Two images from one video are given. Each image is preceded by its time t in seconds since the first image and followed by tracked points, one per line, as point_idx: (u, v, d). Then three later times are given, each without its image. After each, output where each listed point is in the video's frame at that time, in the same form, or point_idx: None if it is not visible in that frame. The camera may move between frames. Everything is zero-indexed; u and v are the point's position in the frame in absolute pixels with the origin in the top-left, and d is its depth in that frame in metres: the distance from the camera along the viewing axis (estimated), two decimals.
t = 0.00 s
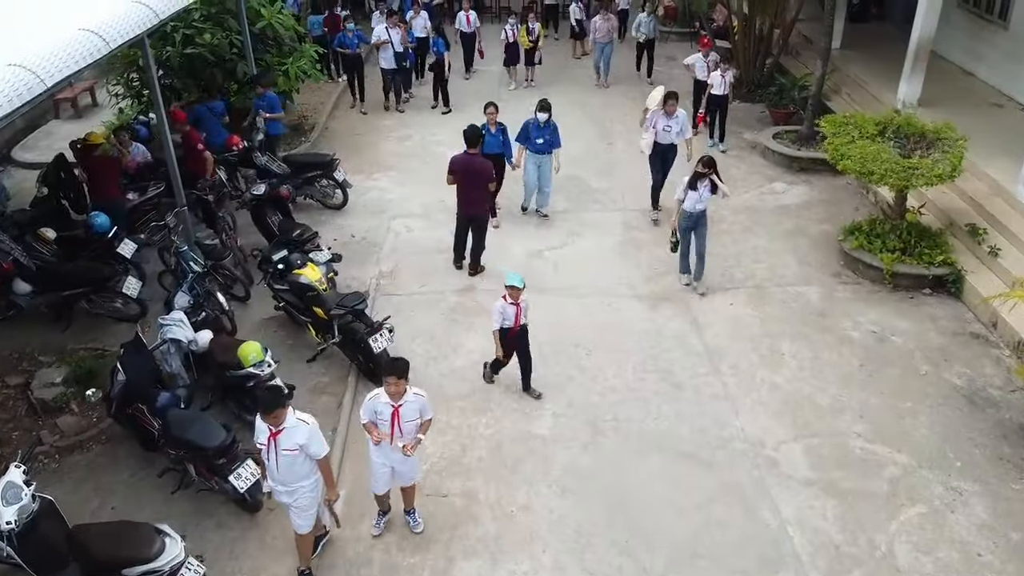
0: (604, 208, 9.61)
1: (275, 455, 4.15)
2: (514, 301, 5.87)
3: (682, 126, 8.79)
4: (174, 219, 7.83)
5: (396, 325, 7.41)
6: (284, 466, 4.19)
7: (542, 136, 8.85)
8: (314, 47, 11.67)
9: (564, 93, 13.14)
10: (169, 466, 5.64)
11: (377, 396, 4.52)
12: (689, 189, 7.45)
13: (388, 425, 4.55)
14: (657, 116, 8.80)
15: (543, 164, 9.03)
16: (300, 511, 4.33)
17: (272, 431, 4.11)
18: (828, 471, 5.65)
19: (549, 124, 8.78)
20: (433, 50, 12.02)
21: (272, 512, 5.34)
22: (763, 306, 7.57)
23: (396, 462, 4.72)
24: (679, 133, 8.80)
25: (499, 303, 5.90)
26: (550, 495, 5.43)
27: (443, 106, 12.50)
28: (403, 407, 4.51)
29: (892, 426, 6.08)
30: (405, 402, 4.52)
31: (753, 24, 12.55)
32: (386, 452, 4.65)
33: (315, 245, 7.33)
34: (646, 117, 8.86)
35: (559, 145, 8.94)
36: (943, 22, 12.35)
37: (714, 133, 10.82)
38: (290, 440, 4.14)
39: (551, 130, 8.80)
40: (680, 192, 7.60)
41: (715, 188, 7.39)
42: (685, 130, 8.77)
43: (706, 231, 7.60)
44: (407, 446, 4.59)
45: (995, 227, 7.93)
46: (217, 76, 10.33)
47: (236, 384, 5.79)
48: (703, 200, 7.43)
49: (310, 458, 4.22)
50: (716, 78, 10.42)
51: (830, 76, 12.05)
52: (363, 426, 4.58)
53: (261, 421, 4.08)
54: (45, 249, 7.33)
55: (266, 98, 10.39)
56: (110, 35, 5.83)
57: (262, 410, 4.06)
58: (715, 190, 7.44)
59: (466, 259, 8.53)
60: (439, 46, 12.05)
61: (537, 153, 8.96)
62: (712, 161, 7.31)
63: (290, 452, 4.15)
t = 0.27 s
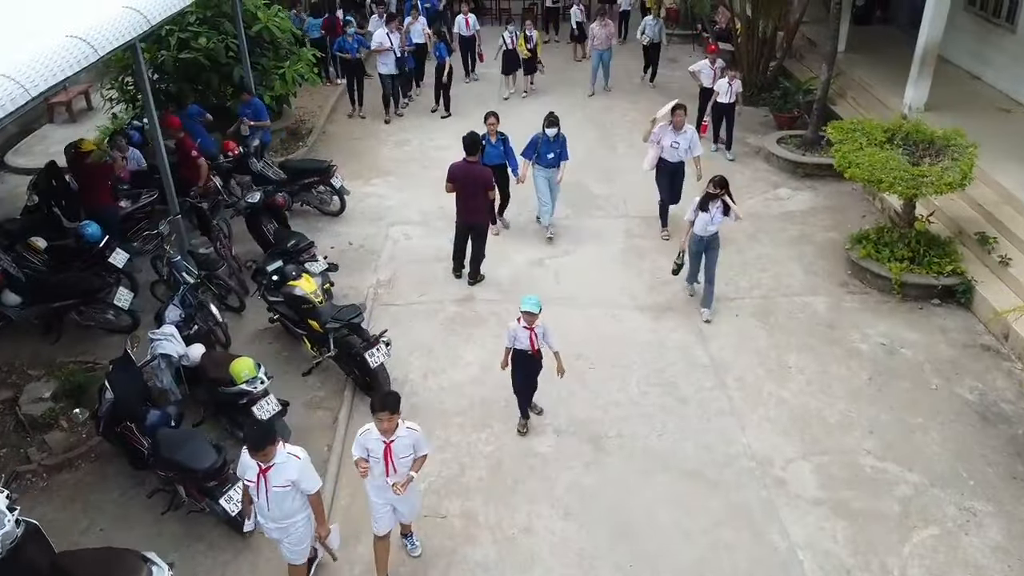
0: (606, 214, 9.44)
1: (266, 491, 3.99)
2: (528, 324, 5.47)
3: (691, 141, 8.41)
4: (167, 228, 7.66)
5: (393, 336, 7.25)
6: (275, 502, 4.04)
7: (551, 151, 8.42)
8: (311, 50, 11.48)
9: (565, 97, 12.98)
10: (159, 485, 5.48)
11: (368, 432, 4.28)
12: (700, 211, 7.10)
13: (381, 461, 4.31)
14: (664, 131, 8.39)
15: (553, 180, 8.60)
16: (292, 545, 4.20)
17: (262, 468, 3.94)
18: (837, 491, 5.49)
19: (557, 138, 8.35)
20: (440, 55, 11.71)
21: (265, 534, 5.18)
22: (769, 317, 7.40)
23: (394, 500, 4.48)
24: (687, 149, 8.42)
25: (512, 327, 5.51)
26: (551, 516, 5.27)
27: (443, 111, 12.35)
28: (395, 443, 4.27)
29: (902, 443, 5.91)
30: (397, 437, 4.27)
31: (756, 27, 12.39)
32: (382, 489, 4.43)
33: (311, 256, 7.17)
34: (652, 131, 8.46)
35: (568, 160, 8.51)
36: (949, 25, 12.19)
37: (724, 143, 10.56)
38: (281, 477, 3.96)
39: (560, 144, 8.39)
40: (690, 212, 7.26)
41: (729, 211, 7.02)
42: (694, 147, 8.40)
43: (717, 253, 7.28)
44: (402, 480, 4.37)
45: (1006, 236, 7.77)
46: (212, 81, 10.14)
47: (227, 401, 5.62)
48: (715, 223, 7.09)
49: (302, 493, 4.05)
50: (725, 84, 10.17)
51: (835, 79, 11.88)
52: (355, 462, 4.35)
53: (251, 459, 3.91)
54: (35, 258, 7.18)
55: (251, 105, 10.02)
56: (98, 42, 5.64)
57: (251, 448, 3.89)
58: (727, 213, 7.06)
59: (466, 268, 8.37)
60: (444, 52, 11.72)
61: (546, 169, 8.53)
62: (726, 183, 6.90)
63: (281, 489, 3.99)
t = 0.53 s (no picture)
0: (608, 222, 9.27)
1: (257, 530, 3.83)
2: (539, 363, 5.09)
3: (703, 157, 7.96)
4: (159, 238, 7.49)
5: (391, 348, 7.08)
6: (266, 540, 3.88)
7: (561, 165, 8.05)
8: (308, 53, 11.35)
9: (566, 101, 12.82)
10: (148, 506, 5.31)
11: (347, 472, 3.92)
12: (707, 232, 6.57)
13: (363, 501, 3.98)
14: (675, 145, 7.92)
15: (561, 194, 8.24)
16: None
17: (251, 507, 3.77)
18: (848, 512, 5.32)
19: (567, 151, 7.98)
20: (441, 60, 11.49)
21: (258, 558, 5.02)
22: (776, 328, 7.23)
23: (383, 539, 4.25)
24: (698, 165, 7.99)
25: (522, 364, 5.14)
26: (553, 539, 5.10)
27: (443, 116, 12.17)
28: (378, 480, 3.94)
29: (914, 461, 5.75)
30: (379, 473, 3.95)
31: (760, 29, 12.22)
32: (370, 528, 4.16)
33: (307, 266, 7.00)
34: (663, 146, 8.01)
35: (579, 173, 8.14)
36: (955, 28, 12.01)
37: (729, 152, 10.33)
38: (273, 514, 3.81)
39: (569, 158, 8.03)
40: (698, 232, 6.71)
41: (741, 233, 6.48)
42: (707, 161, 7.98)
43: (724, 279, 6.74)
44: (389, 517, 4.07)
45: (1017, 245, 7.59)
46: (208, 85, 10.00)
47: (219, 420, 5.46)
48: (723, 245, 6.56)
49: (293, 530, 3.90)
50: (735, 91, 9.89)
51: (840, 83, 11.71)
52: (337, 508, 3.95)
53: (238, 499, 3.73)
54: (25, 267, 7.02)
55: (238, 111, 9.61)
56: (86, 48, 5.46)
57: (238, 489, 3.70)
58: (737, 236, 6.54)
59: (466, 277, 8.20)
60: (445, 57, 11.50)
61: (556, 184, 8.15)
62: (736, 203, 6.37)
63: (272, 526, 3.84)
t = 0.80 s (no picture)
0: (611, 229, 9.10)
1: (246, 567, 3.67)
2: (547, 400, 4.72)
3: (718, 175, 7.68)
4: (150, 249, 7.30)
5: (388, 361, 6.91)
6: None
7: (569, 177, 7.80)
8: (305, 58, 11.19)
9: (567, 105, 12.67)
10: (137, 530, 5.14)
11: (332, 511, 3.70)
12: (713, 258, 6.22)
13: (352, 543, 3.74)
14: (692, 162, 7.63)
15: (569, 208, 8.00)
16: None
17: (239, 543, 3.63)
18: (860, 536, 5.15)
19: (575, 163, 7.76)
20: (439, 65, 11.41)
21: None
22: (783, 341, 7.06)
23: None
24: (715, 183, 7.69)
25: (530, 401, 4.76)
26: (556, 564, 4.93)
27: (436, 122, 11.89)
28: (365, 520, 3.70)
29: (926, 482, 5.58)
30: (367, 512, 3.72)
31: (764, 33, 12.05)
32: None
33: (301, 278, 6.82)
34: (677, 163, 7.69)
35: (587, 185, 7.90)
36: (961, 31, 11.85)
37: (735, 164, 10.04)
38: (263, 549, 3.67)
39: (577, 170, 7.79)
40: (703, 259, 6.36)
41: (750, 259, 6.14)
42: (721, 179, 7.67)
43: (730, 307, 6.41)
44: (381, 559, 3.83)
45: None
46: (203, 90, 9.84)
47: (210, 439, 5.29)
48: (730, 273, 6.21)
49: (284, 565, 3.75)
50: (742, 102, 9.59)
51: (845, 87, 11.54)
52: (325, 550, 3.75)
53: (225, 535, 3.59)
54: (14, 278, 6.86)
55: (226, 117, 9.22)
56: (73, 57, 5.28)
57: (226, 524, 3.57)
58: (745, 262, 6.21)
59: (466, 286, 8.02)
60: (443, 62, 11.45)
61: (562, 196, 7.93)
62: (745, 228, 6.04)
63: (261, 563, 3.69)
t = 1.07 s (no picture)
0: (614, 237, 8.92)
1: None
2: (565, 450, 4.39)
3: (735, 193, 7.02)
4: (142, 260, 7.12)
5: (386, 375, 6.73)
6: None
7: (578, 195, 7.33)
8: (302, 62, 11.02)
9: (568, 109, 12.51)
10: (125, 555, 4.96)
11: (323, 550, 3.57)
12: (724, 287, 5.78)
13: None
14: (705, 178, 7.03)
15: (580, 225, 7.54)
16: None
17: None
18: (873, 561, 4.97)
19: (586, 180, 7.27)
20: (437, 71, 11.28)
21: None
22: (791, 354, 6.89)
23: None
24: (730, 203, 7.05)
25: (545, 449, 4.46)
26: None
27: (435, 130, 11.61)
28: (358, 558, 3.59)
29: (939, 504, 5.41)
30: (360, 551, 3.61)
31: (768, 36, 11.89)
32: None
33: (296, 290, 6.64)
34: (689, 179, 7.10)
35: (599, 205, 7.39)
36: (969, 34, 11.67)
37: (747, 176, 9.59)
38: None
39: (589, 188, 7.30)
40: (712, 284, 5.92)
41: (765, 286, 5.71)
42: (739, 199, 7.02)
43: (742, 338, 5.96)
44: None
45: None
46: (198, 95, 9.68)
47: (200, 461, 5.12)
48: (744, 301, 5.78)
49: None
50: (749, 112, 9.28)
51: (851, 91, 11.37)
52: None
53: None
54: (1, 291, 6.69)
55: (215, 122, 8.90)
56: (59, 65, 5.09)
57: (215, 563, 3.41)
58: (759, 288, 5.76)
59: (465, 297, 7.84)
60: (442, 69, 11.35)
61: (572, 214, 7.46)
62: (757, 255, 5.59)
63: None
